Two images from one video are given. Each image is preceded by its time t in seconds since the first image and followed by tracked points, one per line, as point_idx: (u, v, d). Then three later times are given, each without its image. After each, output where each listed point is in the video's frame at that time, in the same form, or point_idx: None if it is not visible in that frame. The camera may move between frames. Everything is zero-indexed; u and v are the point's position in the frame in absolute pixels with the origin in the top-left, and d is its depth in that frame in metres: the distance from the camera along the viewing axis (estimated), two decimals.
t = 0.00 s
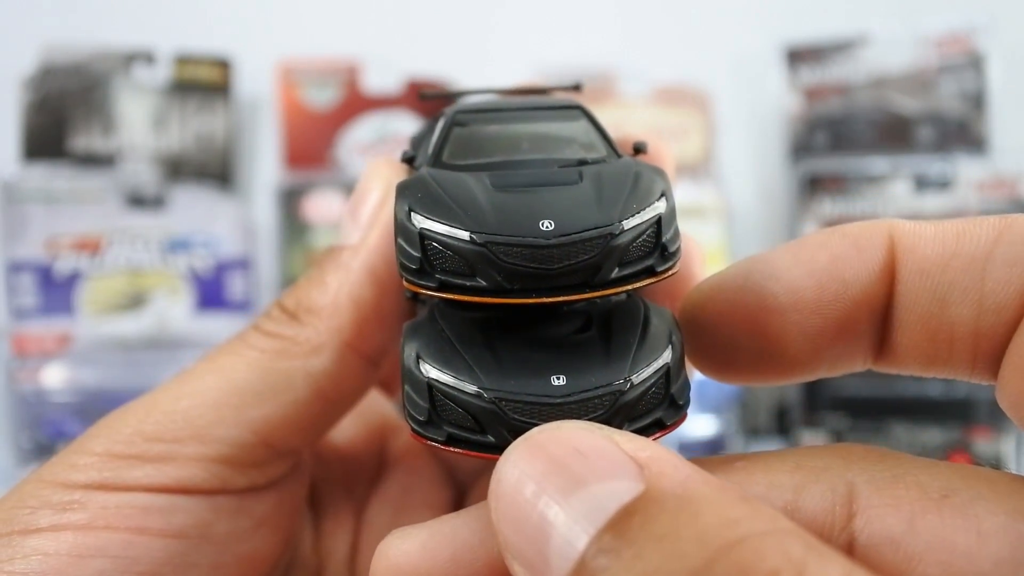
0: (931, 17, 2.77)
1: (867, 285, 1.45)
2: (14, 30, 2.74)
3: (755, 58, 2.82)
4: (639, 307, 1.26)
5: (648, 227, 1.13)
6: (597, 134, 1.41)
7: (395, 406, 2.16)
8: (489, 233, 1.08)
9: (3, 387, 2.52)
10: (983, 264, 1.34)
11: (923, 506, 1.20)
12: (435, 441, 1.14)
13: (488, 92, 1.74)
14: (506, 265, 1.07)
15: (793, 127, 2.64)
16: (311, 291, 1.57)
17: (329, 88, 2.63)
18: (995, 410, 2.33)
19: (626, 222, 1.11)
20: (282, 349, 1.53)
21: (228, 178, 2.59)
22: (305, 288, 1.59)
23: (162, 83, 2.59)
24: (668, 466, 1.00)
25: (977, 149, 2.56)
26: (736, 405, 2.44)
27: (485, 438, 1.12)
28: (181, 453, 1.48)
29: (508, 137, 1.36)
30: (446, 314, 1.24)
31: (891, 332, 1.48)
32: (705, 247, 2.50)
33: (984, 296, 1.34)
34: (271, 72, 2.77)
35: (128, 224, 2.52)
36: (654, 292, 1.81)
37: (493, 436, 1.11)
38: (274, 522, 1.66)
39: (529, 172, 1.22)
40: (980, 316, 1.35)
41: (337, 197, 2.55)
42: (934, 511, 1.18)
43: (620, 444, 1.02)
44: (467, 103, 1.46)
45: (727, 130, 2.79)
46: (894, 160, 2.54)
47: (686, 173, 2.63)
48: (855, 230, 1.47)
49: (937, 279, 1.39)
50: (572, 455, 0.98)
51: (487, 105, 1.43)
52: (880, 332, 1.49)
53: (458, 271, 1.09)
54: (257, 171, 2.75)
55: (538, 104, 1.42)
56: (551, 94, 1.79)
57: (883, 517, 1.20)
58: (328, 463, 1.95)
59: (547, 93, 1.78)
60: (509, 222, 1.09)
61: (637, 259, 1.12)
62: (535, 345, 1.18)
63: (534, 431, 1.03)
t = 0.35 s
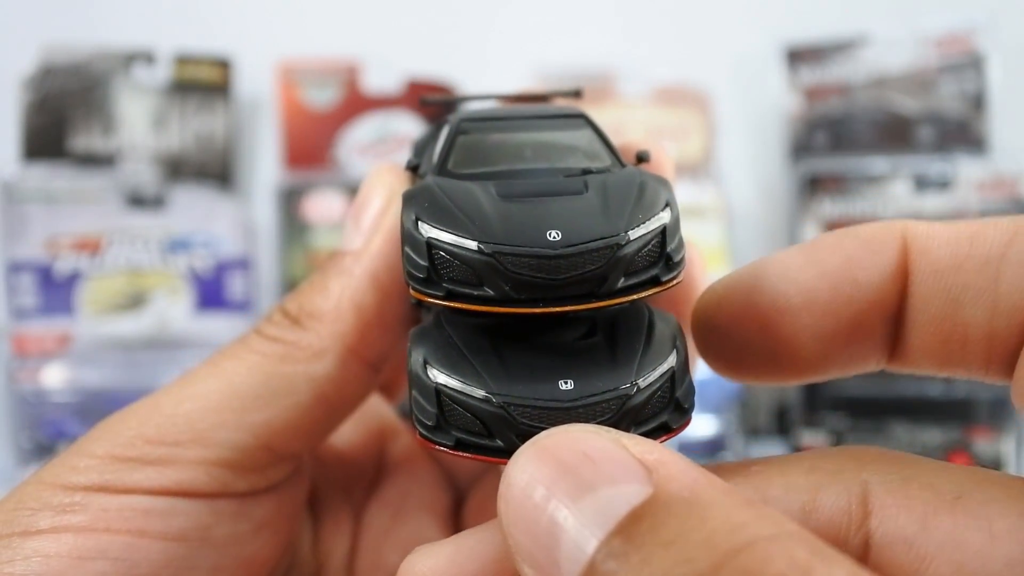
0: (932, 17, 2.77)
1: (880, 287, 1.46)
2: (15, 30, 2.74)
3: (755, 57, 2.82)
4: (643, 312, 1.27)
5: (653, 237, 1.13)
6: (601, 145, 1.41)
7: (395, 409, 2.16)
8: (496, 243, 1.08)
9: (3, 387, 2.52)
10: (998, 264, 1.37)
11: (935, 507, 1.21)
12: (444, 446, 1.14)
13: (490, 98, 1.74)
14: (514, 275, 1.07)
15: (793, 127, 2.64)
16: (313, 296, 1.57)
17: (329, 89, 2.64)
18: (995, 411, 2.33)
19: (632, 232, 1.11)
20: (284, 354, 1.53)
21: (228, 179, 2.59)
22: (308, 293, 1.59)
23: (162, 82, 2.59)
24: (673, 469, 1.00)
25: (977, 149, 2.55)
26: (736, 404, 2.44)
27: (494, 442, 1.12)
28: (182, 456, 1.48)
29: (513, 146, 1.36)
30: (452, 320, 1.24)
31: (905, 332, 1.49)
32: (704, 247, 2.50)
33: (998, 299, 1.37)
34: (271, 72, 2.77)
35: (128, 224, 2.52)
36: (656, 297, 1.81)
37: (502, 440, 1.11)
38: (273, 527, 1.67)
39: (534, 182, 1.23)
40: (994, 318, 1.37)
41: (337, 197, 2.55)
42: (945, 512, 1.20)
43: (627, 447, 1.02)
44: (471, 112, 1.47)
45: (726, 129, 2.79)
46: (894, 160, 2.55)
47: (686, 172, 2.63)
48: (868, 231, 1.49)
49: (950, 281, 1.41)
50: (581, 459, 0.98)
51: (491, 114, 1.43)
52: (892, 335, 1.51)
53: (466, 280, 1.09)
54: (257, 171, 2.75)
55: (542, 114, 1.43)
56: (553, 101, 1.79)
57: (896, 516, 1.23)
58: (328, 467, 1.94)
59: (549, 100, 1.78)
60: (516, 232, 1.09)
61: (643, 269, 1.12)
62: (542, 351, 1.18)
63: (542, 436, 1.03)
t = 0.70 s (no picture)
0: (930, 17, 2.78)
1: (900, 211, 1.48)
2: (14, 30, 2.73)
3: (755, 57, 2.81)
4: (652, 321, 1.28)
5: (662, 246, 1.15)
6: (608, 154, 1.41)
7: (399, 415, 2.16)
8: (509, 251, 1.11)
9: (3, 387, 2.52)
10: None
11: (970, 468, 1.39)
12: (456, 450, 1.15)
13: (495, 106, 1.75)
14: (526, 283, 1.09)
15: (793, 127, 2.65)
16: (321, 303, 1.58)
17: (329, 89, 2.63)
18: (994, 410, 2.37)
19: (642, 241, 1.13)
20: (293, 360, 1.53)
21: (228, 179, 2.59)
22: (315, 300, 1.59)
23: (163, 83, 2.59)
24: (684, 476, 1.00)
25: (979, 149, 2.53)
26: (736, 404, 2.46)
27: (506, 447, 1.12)
28: (191, 461, 1.48)
29: (522, 156, 1.37)
30: (464, 326, 1.25)
31: (927, 255, 1.52)
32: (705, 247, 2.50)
33: None
34: (271, 72, 2.76)
35: (129, 224, 2.51)
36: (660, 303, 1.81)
37: (514, 445, 1.12)
38: (279, 531, 1.67)
39: (545, 192, 1.25)
40: None
41: (337, 197, 2.54)
42: (980, 470, 1.38)
43: (637, 451, 1.03)
44: (479, 122, 1.47)
45: (726, 128, 2.79)
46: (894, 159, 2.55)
47: (686, 173, 2.63)
48: (895, 150, 1.47)
49: (982, 211, 1.42)
50: (591, 463, 0.99)
51: (501, 124, 1.44)
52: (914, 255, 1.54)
53: (478, 288, 1.11)
54: (258, 171, 2.75)
55: (550, 124, 1.44)
56: (558, 111, 1.80)
57: (932, 472, 1.41)
58: (332, 471, 1.96)
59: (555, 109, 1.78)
60: (529, 241, 1.12)
61: (653, 277, 1.14)
62: (553, 356, 1.19)
63: (553, 439, 1.05)
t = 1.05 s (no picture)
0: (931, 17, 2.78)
1: (899, 184, 1.48)
2: (15, 30, 2.73)
3: (756, 58, 2.81)
4: (656, 327, 1.28)
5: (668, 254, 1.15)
6: (612, 162, 1.42)
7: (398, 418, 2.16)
8: (517, 258, 1.11)
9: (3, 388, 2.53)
10: None
11: (981, 462, 1.38)
12: (463, 456, 1.15)
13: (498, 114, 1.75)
14: (534, 290, 1.09)
15: (793, 127, 2.64)
16: (326, 307, 1.58)
17: (329, 88, 2.63)
18: (994, 410, 2.38)
19: (649, 249, 1.14)
20: (297, 364, 1.53)
21: (228, 179, 2.58)
22: (319, 305, 1.60)
23: (162, 83, 2.59)
24: (688, 481, 1.01)
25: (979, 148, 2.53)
26: (736, 405, 2.45)
27: (513, 452, 1.12)
28: (194, 464, 1.48)
29: (527, 164, 1.37)
30: (470, 332, 1.26)
31: (925, 234, 1.51)
32: (704, 247, 2.50)
33: None
34: (271, 72, 2.76)
35: (129, 224, 2.51)
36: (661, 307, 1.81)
37: (521, 451, 1.12)
38: (277, 536, 1.68)
39: (551, 199, 1.25)
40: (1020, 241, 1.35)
41: (338, 197, 2.54)
42: (991, 464, 1.37)
43: (644, 457, 1.04)
44: (485, 130, 1.47)
45: (726, 128, 2.78)
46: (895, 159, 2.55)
47: (686, 173, 2.63)
48: (903, 126, 1.47)
49: (983, 195, 1.39)
50: (598, 469, 1.00)
51: (505, 131, 1.45)
52: (917, 232, 1.52)
53: (486, 294, 1.11)
54: (257, 171, 2.74)
55: (555, 131, 1.44)
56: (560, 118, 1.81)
57: (944, 465, 1.40)
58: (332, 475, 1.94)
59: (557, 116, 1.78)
60: (536, 248, 1.12)
61: (659, 285, 1.14)
62: (559, 362, 1.19)
63: (560, 445, 1.06)
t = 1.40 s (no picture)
0: (930, 18, 2.79)
1: (849, 191, 1.45)
2: (17, 31, 2.74)
3: (756, 59, 2.82)
4: (657, 326, 1.29)
5: (662, 253, 1.16)
6: (612, 164, 1.42)
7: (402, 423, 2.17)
8: (510, 258, 1.12)
9: (3, 387, 2.53)
10: (995, 190, 1.30)
11: (986, 460, 1.40)
12: (466, 454, 1.16)
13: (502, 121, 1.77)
14: (528, 290, 1.10)
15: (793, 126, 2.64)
16: (331, 312, 1.60)
17: (329, 89, 2.64)
18: (994, 408, 2.39)
19: (642, 248, 1.15)
20: (303, 369, 1.55)
21: (228, 179, 2.59)
22: (324, 310, 1.61)
23: (163, 83, 2.60)
24: (692, 480, 1.02)
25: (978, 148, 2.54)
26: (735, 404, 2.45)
27: (515, 450, 1.13)
28: (201, 468, 1.49)
29: (526, 168, 1.39)
30: (472, 332, 1.27)
31: (880, 239, 1.48)
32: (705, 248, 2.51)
33: (989, 229, 1.32)
34: (272, 71, 2.77)
35: (129, 224, 2.51)
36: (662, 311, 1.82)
37: (523, 448, 1.13)
38: (282, 540, 1.69)
39: (548, 200, 1.26)
40: (982, 247, 1.33)
41: (338, 197, 2.55)
42: (995, 463, 1.38)
43: (648, 454, 1.05)
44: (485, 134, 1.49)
45: (725, 128, 2.80)
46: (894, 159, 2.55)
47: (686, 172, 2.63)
48: (855, 132, 1.45)
49: (941, 201, 1.37)
50: (600, 467, 1.01)
51: (506, 136, 1.46)
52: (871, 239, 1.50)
53: (480, 294, 1.12)
54: (258, 170, 2.75)
55: (553, 136, 1.45)
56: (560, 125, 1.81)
57: (947, 465, 1.42)
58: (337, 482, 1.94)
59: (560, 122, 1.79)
60: (531, 249, 1.13)
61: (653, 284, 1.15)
62: (560, 361, 1.20)
63: (563, 441, 1.07)
